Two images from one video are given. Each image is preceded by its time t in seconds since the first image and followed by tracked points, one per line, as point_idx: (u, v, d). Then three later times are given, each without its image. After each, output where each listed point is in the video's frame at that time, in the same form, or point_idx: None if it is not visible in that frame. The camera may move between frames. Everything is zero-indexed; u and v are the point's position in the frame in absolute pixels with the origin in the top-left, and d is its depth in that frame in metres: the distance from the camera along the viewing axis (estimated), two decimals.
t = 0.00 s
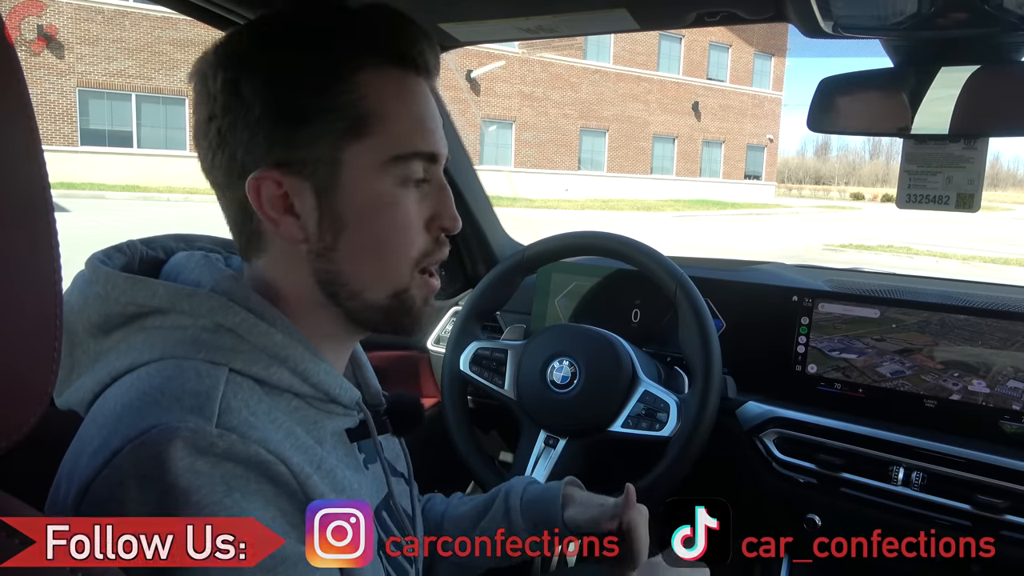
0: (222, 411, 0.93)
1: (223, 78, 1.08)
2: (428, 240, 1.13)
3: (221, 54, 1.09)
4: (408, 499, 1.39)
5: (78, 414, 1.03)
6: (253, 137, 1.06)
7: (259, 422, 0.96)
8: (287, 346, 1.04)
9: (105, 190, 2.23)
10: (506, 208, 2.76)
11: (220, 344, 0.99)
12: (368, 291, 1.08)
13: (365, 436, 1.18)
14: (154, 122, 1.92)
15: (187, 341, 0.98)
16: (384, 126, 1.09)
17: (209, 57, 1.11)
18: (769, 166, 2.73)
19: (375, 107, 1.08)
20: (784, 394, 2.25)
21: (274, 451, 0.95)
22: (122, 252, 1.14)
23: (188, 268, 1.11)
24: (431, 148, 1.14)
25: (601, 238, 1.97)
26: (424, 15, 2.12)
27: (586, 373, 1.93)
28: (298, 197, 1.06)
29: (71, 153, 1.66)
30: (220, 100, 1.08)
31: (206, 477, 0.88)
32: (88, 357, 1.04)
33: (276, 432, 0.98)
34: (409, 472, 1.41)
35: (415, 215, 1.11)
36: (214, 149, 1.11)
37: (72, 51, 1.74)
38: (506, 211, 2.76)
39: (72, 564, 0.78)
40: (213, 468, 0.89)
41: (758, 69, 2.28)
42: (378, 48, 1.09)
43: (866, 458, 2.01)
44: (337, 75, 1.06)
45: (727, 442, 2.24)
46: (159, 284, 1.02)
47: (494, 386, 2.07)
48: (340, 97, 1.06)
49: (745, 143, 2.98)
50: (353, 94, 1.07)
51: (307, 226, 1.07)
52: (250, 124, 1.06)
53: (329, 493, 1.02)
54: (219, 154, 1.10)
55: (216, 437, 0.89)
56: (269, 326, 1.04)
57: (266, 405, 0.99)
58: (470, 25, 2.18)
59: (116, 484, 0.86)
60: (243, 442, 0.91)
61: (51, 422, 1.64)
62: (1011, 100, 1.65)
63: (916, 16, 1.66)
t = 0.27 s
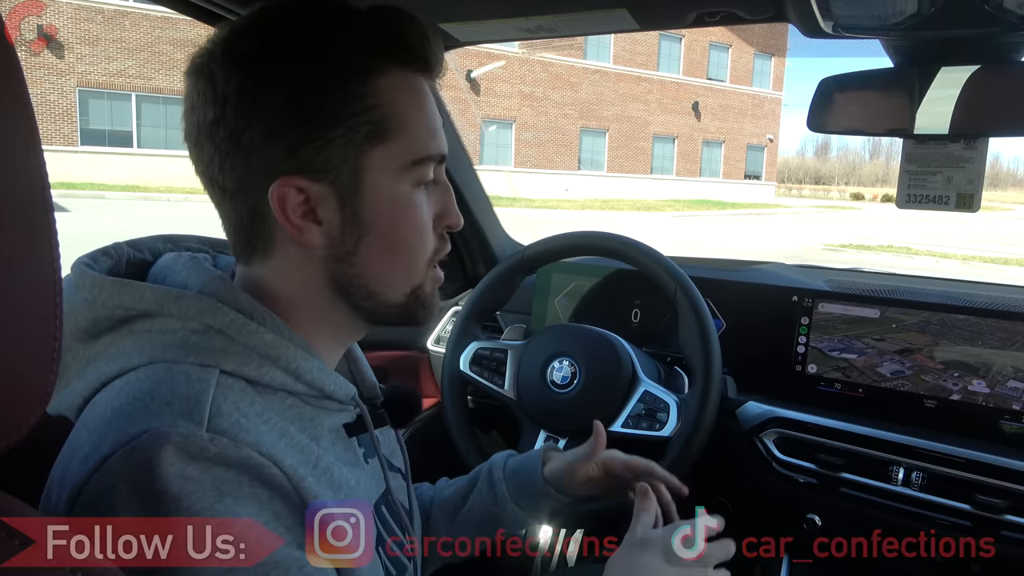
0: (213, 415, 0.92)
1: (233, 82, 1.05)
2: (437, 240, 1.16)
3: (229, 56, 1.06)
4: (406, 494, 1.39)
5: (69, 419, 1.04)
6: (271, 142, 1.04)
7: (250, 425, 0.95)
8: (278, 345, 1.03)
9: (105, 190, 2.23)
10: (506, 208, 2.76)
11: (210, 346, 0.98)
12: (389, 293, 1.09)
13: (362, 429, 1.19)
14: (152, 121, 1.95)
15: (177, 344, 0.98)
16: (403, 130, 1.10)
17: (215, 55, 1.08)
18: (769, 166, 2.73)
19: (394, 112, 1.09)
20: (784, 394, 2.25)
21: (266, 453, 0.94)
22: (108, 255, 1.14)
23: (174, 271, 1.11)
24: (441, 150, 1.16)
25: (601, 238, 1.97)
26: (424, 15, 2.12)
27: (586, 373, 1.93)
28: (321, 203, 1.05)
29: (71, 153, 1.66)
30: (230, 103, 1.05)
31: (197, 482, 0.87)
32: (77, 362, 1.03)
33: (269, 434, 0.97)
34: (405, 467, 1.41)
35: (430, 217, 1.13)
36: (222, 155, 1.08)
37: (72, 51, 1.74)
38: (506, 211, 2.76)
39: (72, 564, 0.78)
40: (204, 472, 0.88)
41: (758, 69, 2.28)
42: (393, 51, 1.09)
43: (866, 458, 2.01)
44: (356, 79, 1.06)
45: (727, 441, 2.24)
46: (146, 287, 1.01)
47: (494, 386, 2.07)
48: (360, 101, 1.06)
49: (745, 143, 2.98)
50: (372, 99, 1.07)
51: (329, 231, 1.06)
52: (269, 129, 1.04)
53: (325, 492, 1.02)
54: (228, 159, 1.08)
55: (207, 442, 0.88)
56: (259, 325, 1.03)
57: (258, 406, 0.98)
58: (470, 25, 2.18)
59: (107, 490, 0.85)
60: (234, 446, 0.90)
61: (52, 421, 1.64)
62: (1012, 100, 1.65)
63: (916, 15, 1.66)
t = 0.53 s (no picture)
0: (212, 417, 0.91)
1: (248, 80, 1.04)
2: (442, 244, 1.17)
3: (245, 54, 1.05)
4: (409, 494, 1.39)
5: (69, 421, 1.04)
6: (286, 143, 1.04)
7: (250, 427, 0.94)
8: (279, 345, 1.03)
9: (105, 190, 2.23)
10: (506, 208, 2.77)
11: (210, 347, 0.98)
12: (399, 297, 1.10)
13: (366, 428, 1.19)
14: (154, 121, 1.95)
15: (177, 346, 0.98)
16: (417, 136, 1.11)
17: (229, 51, 1.07)
18: (768, 166, 2.74)
19: (409, 118, 1.10)
20: (784, 394, 2.25)
21: (266, 455, 0.93)
22: (106, 255, 1.14)
23: (174, 271, 1.11)
24: (450, 156, 1.17)
25: (601, 239, 1.97)
26: (424, 15, 2.12)
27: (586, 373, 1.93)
28: (335, 206, 1.06)
29: (71, 153, 1.66)
30: (244, 102, 1.05)
31: (197, 487, 0.85)
32: (77, 363, 1.03)
33: (270, 436, 0.96)
34: (407, 467, 1.41)
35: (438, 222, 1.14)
36: (233, 153, 1.07)
37: (72, 51, 1.74)
38: (506, 211, 2.76)
39: None
40: (204, 476, 0.86)
41: (758, 69, 2.30)
42: (411, 58, 1.10)
43: (867, 458, 2.01)
44: (373, 84, 1.07)
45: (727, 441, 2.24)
46: (145, 288, 1.01)
47: (494, 386, 2.07)
48: (376, 106, 1.07)
49: (745, 143, 2.99)
50: (388, 104, 1.08)
51: (341, 233, 1.07)
52: (284, 129, 1.04)
53: (327, 492, 1.00)
54: (240, 158, 1.07)
55: (206, 445, 0.87)
56: (260, 326, 1.03)
57: (259, 407, 0.98)
58: (470, 25, 2.18)
59: (105, 493, 0.84)
60: (234, 449, 0.89)
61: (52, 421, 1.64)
62: (1011, 100, 1.64)
63: (916, 16, 1.64)
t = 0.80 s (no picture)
0: (211, 418, 0.91)
1: (246, 73, 1.05)
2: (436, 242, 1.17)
3: (244, 48, 1.06)
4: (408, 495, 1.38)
5: (67, 421, 1.03)
6: (282, 134, 1.04)
7: (248, 428, 0.94)
8: (278, 346, 1.03)
9: (105, 190, 2.24)
10: (506, 208, 2.75)
11: (208, 347, 0.98)
12: (392, 292, 1.09)
13: (365, 429, 1.18)
14: (155, 122, 1.98)
15: (176, 346, 0.98)
16: (413, 131, 1.11)
17: (227, 46, 1.08)
18: (769, 166, 2.73)
19: (404, 113, 1.10)
20: (784, 394, 2.25)
21: (264, 455, 0.93)
22: (106, 255, 1.13)
23: (173, 271, 1.10)
24: (446, 155, 1.18)
25: (601, 238, 1.97)
26: (423, 15, 2.12)
27: (586, 373, 1.93)
28: (330, 198, 1.06)
29: (71, 153, 1.66)
30: (242, 94, 1.05)
31: (195, 487, 0.85)
32: (76, 363, 1.03)
33: (267, 436, 0.96)
34: (407, 467, 1.41)
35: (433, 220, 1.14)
36: (230, 147, 1.07)
37: (72, 51, 1.74)
38: (506, 211, 2.75)
39: None
40: (202, 477, 0.86)
41: (758, 69, 2.29)
42: (409, 54, 1.11)
43: (867, 458, 2.01)
44: (371, 79, 1.07)
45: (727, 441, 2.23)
46: (143, 289, 1.01)
47: (494, 386, 2.07)
48: (373, 100, 1.07)
49: (745, 143, 2.98)
50: (385, 98, 1.09)
51: (336, 227, 1.07)
52: (281, 121, 1.04)
53: (324, 493, 1.00)
54: (236, 151, 1.07)
55: (205, 445, 0.87)
56: (258, 327, 1.03)
57: (257, 407, 0.98)
58: (470, 25, 2.18)
59: (104, 494, 0.84)
60: (233, 449, 0.89)
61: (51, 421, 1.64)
62: (1011, 100, 1.65)
63: (916, 16, 1.65)
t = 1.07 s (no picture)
0: (213, 413, 0.91)
1: (240, 72, 1.06)
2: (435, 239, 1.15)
3: (239, 47, 1.07)
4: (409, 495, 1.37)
5: (70, 418, 1.04)
6: (273, 131, 1.05)
7: (251, 424, 0.94)
8: (280, 343, 1.03)
9: (105, 190, 2.24)
10: (506, 208, 2.76)
11: (210, 344, 0.98)
12: (385, 289, 1.09)
13: (366, 429, 1.17)
14: (155, 122, 1.92)
15: (179, 343, 0.98)
16: (405, 127, 1.11)
17: (224, 45, 1.09)
18: (769, 166, 2.73)
19: (395, 108, 1.10)
20: (784, 394, 2.25)
21: (267, 451, 0.93)
22: (110, 254, 1.14)
23: (177, 270, 1.11)
24: (443, 151, 1.17)
25: (601, 238, 1.97)
26: (423, 15, 2.12)
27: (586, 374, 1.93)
28: (321, 194, 1.06)
29: (71, 153, 1.67)
30: (237, 93, 1.06)
31: (197, 482, 0.85)
32: (79, 361, 1.03)
33: (269, 433, 0.96)
34: (409, 468, 1.41)
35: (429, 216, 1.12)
36: (228, 144, 1.08)
37: (72, 51, 1.74)
38: (506, 211, 2.75)
39: None
40: (204, 472, 0.86)
41: (758, 69, 2.29)
42: (402, 51, 1.11)
43: (867, 458, 2.01)
44: (362, 75, 1.07)
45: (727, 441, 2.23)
46: (147, 286, 1.01)
47: (494, 386, 2.07)
48: (364, 96, 1.07)
49: (745, 143, 2.98)
50: (376, 94, 1.08)
51: (328, 222, 1.07)
52: (272, 118, 1.05)
53: (326, 490, 1.00)
54: (234, 149, 1.08)
55: (207, 440, 0.87)
56: (261, 324, 1.03)
57: (259, 404, 0.98)
58: (470, 25, 2.18)
59: (107, 491, 0.85)
60: (235, 444, 0.89)
61: (51, 421, 1.64)
62: (1011, 99, 1.64)
63: (916, 16, 1.65)
